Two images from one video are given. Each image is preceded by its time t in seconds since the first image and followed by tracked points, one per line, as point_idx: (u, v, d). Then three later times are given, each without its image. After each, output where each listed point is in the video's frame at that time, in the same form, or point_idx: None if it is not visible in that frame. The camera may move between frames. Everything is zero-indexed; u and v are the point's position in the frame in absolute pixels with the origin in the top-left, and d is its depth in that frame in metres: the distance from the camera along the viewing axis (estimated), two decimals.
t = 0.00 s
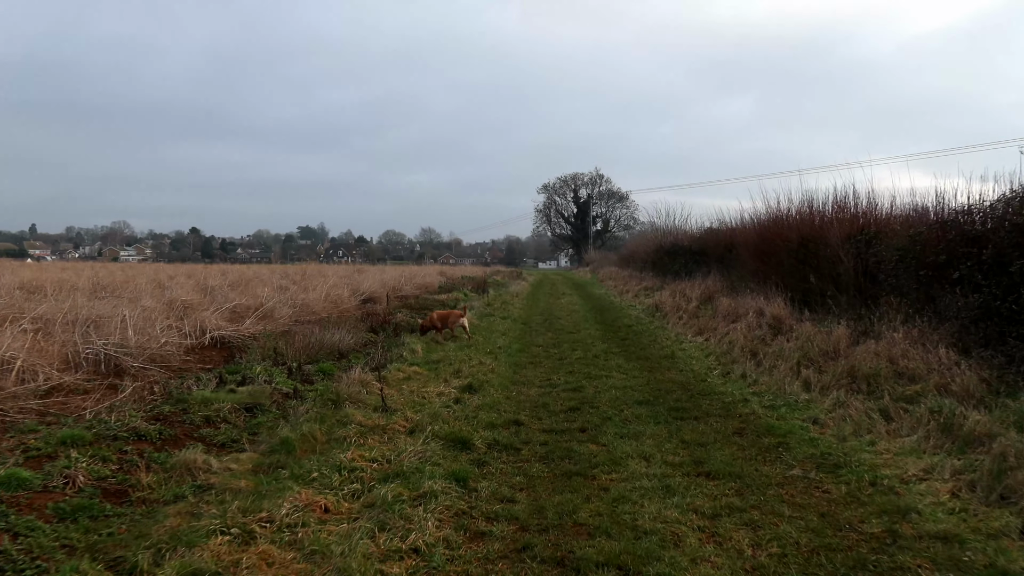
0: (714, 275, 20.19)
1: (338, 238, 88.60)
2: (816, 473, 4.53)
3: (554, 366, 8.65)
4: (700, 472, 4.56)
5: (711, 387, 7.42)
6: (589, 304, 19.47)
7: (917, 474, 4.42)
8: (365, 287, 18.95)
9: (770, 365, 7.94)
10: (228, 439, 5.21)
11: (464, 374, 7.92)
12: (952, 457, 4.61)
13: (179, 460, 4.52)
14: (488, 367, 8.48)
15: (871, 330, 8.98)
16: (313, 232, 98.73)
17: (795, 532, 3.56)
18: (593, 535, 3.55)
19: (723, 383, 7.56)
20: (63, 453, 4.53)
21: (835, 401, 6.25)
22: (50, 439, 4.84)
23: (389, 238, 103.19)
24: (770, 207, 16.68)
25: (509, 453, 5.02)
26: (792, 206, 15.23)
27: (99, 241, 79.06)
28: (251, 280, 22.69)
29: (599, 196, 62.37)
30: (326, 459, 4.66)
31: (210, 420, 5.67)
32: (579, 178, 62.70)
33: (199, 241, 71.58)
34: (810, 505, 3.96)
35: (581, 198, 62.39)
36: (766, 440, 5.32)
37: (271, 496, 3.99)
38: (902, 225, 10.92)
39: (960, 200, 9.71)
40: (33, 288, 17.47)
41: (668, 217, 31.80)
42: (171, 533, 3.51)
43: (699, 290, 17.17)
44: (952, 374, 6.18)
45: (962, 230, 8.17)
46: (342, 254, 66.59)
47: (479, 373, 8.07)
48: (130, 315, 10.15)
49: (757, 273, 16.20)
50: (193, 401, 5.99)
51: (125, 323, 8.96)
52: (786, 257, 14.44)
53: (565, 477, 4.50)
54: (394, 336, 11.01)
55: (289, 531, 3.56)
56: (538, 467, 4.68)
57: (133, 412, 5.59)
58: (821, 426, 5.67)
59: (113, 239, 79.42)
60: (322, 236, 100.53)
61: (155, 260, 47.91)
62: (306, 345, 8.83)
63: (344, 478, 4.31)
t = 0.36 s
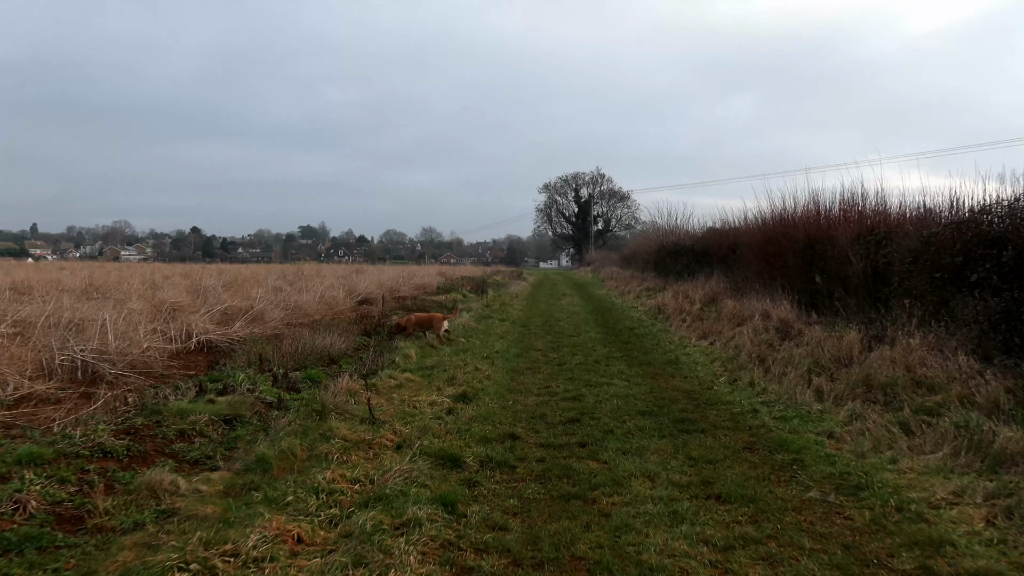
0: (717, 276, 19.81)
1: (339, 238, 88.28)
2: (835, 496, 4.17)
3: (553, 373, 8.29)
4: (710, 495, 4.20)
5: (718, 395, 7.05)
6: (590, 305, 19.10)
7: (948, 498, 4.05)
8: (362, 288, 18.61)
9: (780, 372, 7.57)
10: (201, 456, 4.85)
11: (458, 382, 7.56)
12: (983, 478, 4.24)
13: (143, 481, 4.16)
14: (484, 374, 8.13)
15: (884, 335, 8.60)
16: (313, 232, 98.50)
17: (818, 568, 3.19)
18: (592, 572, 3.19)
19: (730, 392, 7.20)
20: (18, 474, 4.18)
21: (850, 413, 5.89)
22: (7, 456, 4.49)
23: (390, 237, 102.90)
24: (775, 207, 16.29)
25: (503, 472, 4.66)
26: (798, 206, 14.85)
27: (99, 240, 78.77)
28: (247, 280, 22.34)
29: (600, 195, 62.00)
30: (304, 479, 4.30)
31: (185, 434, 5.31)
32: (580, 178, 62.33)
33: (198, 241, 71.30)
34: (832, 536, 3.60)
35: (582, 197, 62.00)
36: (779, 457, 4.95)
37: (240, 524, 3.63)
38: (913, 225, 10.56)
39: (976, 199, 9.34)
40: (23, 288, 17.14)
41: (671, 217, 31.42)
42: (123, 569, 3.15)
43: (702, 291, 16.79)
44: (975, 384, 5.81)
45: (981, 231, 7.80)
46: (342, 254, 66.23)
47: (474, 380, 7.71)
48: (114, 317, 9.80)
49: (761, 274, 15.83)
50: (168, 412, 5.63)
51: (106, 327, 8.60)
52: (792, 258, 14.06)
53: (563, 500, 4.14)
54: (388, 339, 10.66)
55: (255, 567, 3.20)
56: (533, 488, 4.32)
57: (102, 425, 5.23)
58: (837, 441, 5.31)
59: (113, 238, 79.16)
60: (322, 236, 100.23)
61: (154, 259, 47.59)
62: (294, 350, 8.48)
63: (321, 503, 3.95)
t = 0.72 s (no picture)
0: (721, 279, 19.44)
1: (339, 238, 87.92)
2: (863, 518, 3.79)
3: (554, 378, 7.91)
4: (726, 515, 3.82)
5: (727, 403, 6.67)
6: (591, 307, 18.72)
7: (988, 521, 3.67)
8: (359, 288, 18.23)
9: (792, 379, 7.19)
10: (171, 467, 4.46)
11: (453, 387, 7.18)
12: None
13: (103, 496, 3.78)
14: (480, 378, 7.75)
15: (900, 341, 8.23)
16: (313, 232, 98.19)
17: None
18: None
19: (740, 399, 6.83)
20: None
21: (871, 424, 5.50)
22: None
23: (390, 238, 102.60)
24: (781, 209, 15.94)
25: (498, 486, 4.28)
26: (805, 207, 14.49)
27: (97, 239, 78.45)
28: (242, 280, 21.96)
29: (601, 198, 61.70)
30: (281, 493, 3.93)
31: (157, 443, 4.93)
32: (581, 180, 62.02)
33: (198, 241, 70.95)
34: (865, 564, 3.22)
35: (583, 200, 61.67)
36: (798, 472, 4.57)
37: (204, 547, 3.25)
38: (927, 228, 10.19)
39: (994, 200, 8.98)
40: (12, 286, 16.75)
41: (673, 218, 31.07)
42: None
43: (706, 294, 16.41)
44: (1005, 394, 5.44)
45: (1003, 233, 7.45)
46: (342, 254, 65.79)
47: (470, 384, 7.33)
48: (97, 315, 9.41)
49: (767, 277, 15.46)
50: (141, 417, 5.24)
51: (87, 326, 8.22)
52: (799, 260, 13.70)
53: (564, 520, 3.76)
54: (383, 341, 10.28)
55: None
56: (532, 505, 3.94)
57: (68, 432, 4.85)
58: (859, 454, 4.93)
59: (113, 237, 78.77)
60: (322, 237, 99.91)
61: (152, 258, 47.18)
62: (283, 352, 8.10)
63: (296, 522, 3.56)
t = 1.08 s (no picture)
0: (725, 278, 19.08)
1: (338, 237, 87.54)
2: (899, 549, 3.44)
3: (556, 385, 7.56)
4: (748, 547, 3.47)
5: (739, 413, 6.33)
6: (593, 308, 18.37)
7: None
8: (356, 289, 17.88)
9: (806, 386, 6.84)
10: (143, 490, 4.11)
11: (450, 395, 6.84)
12: None
13: (63, 525, 3.43)
14: (479, 385, 7.41)
15: (917, 346, 7.88)
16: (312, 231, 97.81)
17: None
18: None
19: (752, 409, 6.47)
20: None
21: (895, 438, 5.16)
22: None
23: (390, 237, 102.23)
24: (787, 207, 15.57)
25: (497, 511, 3.93)
26: (812, 206, 14.12)
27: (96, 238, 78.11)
28: (238, 280, 21.61)
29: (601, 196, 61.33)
30: (258, 522, 3.58)
31: (130, 461, 4.58)
32: (581, 178, 61.65)
33: (196, 239, 70.56)
34: None
35: (583, 198, 61.31)
36: (822, 494, 4.22)
37: None
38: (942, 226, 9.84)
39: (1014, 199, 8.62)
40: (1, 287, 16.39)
41: (674, 216, 30.73)
42: None
43: (710, 294, 16.06)
44: None
45: None
46: (341, 253, 65.42)
47: (468, 393, 6.98)
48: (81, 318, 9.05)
49: (772, 277, 15.10)
50: (115, 432, 4.90)
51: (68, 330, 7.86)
52: (806, 260, 13.34)
53: (570, 552, 3.41)
54: (378, 345, 9.93)
55: None
56: (534, 534, 3.60)
57: (34, 449, 4.49)
58: (885, 472, 4.58)
59: (111, 236, 78.35)
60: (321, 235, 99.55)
61: (149, 258, 46.72)
62: (272, 358, 7.75)
63: (274, 556, 3.22)
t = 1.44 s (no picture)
0: (727, 276, 18.73)
1: (336, 239, 87.13)
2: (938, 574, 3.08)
3: (555, 389, 7.20)
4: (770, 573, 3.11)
5: (749, 418, 5.97)
6: (593, 307, 18.02)
7: None
8: (351, 290, 17.52)
9: (819, 388, 6.47)
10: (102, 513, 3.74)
11: (443, 401, 6.47)
12: None
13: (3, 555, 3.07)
14: (474, 390, 7.04)
15: (934, 345, 7.52)
16: (310, 233, 97.46)
17: None
18: None
19: (763, 413, 6.12)
20: None
21: (920, 445, 4.80)
22: None
23: (389, 238, 101.90)
24: (790, 203, 15.21)
25: (491, 532, 3.57)
26: (817, 201, 13.76)
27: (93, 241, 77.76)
28: (232, 281, 21.23)
29: (600, 195, 61.00)
30: (224, 549, 3.21)
31: (93, 478, 4.21)
32: (580, 177, 61.28)
33: (194, 242, 70.14)
34: None
35: (582, 197, 60.94)
36: (846, 509, 3.86)
37: None
38: (955, 221, 9.49)
39: None
40: None
41: (674, 214, 30.35)
42: None
43: (713, 293, 15.69)
44: None
45: None
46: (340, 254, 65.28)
47: (462, 398, 6.62)
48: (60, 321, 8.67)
49: (777, 274, 14.74)
50: (79, 445, 4.53)
51: (43, 335, 7.49)
52: (811, 257, 12.98)
53: None
54: (371, 348, 9.56)
55: None
56: (531, 558, 3.24)
57: None
58: (912, 484, 4.23)
59: (108, 239, 77.91)
60: (320, 237, 99.17)
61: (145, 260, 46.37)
62: (258, 363, 7.39)
63: None
